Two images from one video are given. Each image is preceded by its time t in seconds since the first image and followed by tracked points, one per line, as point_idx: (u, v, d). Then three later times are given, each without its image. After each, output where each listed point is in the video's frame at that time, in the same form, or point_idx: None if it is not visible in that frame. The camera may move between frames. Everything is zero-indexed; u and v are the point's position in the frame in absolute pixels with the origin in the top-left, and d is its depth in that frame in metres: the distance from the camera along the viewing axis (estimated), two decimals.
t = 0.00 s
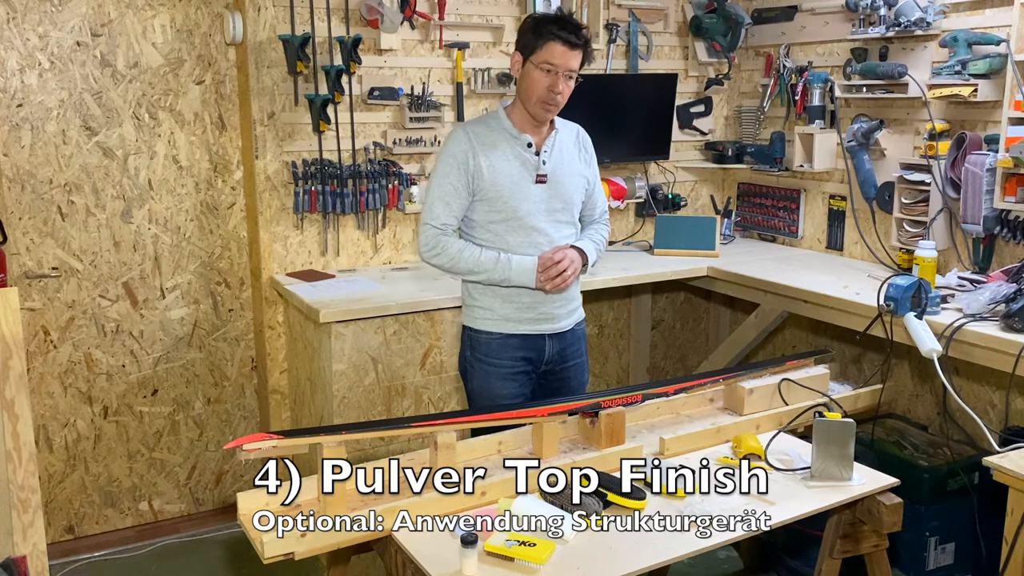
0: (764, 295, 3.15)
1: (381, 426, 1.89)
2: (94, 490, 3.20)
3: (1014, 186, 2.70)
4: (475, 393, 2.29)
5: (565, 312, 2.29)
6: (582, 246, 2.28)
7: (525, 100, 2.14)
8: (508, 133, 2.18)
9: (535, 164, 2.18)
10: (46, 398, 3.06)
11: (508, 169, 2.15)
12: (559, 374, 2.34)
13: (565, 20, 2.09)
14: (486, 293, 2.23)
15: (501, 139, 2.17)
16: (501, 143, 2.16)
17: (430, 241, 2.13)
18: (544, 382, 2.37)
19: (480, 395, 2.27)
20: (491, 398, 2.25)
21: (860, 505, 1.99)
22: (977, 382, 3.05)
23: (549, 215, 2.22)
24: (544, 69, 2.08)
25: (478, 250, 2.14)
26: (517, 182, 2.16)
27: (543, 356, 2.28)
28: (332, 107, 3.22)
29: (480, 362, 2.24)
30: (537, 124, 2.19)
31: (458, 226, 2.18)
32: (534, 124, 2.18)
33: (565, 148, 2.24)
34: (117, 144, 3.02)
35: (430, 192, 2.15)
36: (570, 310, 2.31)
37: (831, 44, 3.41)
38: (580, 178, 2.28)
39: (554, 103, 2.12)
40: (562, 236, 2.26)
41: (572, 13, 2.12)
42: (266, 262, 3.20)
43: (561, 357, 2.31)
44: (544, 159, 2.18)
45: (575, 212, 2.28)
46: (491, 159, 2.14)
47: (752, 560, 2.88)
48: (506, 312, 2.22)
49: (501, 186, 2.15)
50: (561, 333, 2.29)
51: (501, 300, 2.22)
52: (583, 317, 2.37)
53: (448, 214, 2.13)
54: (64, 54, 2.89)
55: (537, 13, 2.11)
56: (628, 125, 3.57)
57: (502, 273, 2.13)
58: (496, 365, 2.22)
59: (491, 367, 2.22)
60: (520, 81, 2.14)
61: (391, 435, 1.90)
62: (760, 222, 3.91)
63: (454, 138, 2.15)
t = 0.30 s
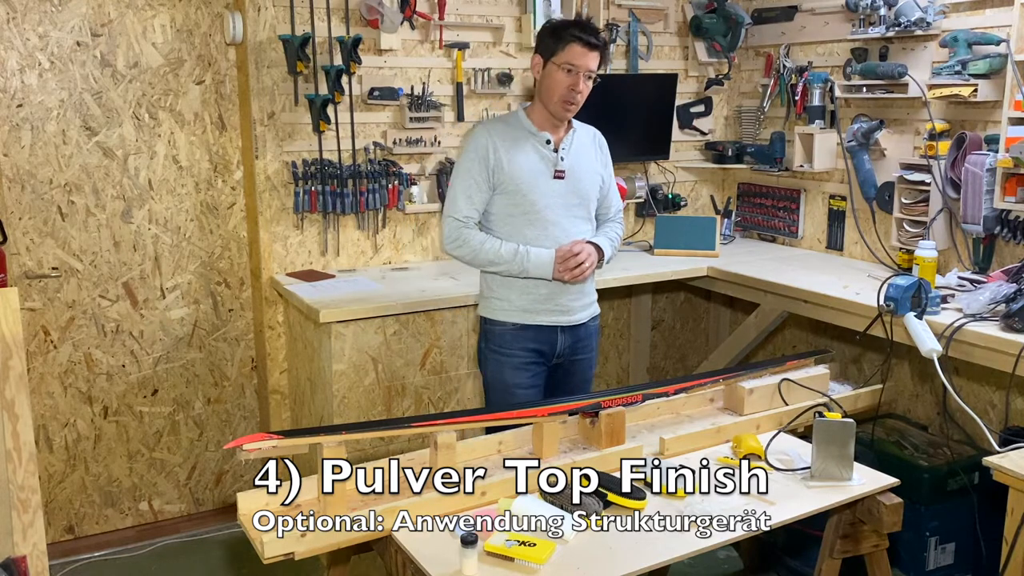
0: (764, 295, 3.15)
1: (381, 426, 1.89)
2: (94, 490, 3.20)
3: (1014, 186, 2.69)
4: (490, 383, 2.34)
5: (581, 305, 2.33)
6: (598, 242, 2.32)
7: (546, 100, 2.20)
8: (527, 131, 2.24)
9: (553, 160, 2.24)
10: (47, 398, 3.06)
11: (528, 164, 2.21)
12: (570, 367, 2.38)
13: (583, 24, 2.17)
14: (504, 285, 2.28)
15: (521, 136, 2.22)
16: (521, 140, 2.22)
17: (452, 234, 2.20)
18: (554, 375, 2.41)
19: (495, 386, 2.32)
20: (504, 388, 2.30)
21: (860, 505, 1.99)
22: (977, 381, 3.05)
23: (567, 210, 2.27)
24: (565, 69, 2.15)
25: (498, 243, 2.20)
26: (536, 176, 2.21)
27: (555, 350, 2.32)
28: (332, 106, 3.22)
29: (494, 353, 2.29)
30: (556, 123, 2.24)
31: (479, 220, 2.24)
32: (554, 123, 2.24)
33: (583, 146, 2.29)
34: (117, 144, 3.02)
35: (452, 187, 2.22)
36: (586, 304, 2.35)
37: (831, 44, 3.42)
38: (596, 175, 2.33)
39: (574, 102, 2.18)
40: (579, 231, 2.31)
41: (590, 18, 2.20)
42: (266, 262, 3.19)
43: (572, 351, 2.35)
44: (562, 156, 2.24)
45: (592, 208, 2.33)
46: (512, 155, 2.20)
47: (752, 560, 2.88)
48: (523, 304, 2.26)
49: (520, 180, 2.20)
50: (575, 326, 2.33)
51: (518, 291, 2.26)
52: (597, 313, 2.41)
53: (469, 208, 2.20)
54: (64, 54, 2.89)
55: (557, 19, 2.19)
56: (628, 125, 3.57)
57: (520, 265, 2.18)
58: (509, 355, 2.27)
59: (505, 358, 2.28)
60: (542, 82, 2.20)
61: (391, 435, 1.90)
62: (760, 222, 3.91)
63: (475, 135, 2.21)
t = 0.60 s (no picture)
0: (764, 295, 3.15)
1: (381, 426, 1.89)
2: (94, 490, 3.20)
3: (1014, 186, 2.69)
4: (495, 381, 2.35)
5: (587, 302, 2.32)
6: (605, 239, 2.32)
7: (554, 97, 2.21)
8: (534, 127, 2.25)
9: (561, 155, 2.25)
10: (47, 398, 3.06)
11: (536, 158, 2.22)
12: (574, 365, 2.39)
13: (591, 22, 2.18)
14: (510, 279, 2.27)
15: (529, 131, 2.24)
16: (530, 135, 2.23)
17: (461, 226, 2.20)
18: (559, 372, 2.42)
19: (500, 384, 2.33)
20: (509, 386, 2.31)
21: (860, 505, 1.99)
22: (977, 381, 3.05)
23: (574, 206, 2.27)
24: (574, 67, 2.16)
25: (505, 235, 2.19)
26: (544, 170, 2.22)
27: (561, 348, 2.32)
28: (332, 107, 3.22)
29: (499, 351, 2.30)
30: (563, 120, 2.26)
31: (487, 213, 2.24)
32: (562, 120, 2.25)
33: (589, 144, 2.31)
34: (117, 144, 3.02)
35: (461, 180, 2.23)
36: (592, 301, 2.35)
37: (831, 44, 3.42)
38: (602, 173, 2.34)
39: (583, 99, 2.19)
40: (586, 227, 2.31)
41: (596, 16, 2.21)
42: (266, 262, 3.19)
43: (577, 349, 2.35)
44: (569, 151, 2.25)
45: (599, 205, 2.34)
46: (520, 149, 2.21)
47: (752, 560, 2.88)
48: (529, 298, 2.26)
49: (528, 173, 2.21)
50: (581, 323, 2.33)
51: (524, 286, 2.26)
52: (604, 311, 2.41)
53: (478, 200, 2.20)
54: (64, 54, 2.89)
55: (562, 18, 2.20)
56: (628, 125, 3.57)
57: (527, 258, 2.17)
58: (514, 353, 2.28)
59: (510, 356, 2.28)
60: (550, 80, 2.21)
61: (391, 435, 1.90)
62: (760, 222, 3.91)
63: (484, 128, 2.23)
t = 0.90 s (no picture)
0: (765, 295, 3.15)
1: (381, 426, 1.89)
2: (94, 490, 3.20)
3: (1014, 186, 2.69)
4: (496, 381, 2.35)
5: (587, 302, 2.32)
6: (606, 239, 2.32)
7: (556, 96, 2.21)
8: (536, 126, 2.25)
9: (562, 155, 2.25)
10: (47, 398, 3.06)
11: (538, 158, 2.22)
12: (575, 365, 2.39)
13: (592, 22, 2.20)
14: (512, 278, 2.27)
15: (531, 131, 2.24)
16: (532, 134, 2.23)
17: (462, 224, 2.20)
18: (560, 372, 2.42)
19: (500, 384, 2.33)
20: (510, 387, 2.31)
21: (860, 505, 1.99)
22: (977, 381, 3.05)
23: (576, 205, 2.27)
24: (576, 65, 2.17)
25: (507, 234, 2.19)
26: (546, 170, 2.22)
27: (562, 348, 2.32)
28: (332, 106, 3.22)
29: (500, 350, 2.30)
30: (564, 119, 2.26)
31: (489, 212, 2.24)
32: (564, 119, 2.25)
33: (591, 144, 2.31)
34: (117, 144, 3.02)
35: (463, 179, 2.23)
36: (593, 301, 2.35)
37: (831, 44, 3.41)
38: (604, 173, 2.34)
39: (585, 96, 2.20)
40: (587, 227, 2.31)
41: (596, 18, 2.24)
42: (266, 262, 3.20)
43: (578, 349, 2.35)
44: (571, 151, 2.25)
45: (600, 205, 2.34)
46: (522, 148, 2.21)
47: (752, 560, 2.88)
48: (531, 297, 2.26)
49: (530, 172, 2.21)
50: (582, 323, 2.33)
51: (525, 285, 2.26)
52: (605, 311, 2.41)
53: (480, 199, 2.20)
54: (64, 54, 2.89)
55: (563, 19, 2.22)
56: (628, 124, 3.57)
57: (528, 257, 2.17)
58: (515, 353, 2.28)
59: (511, 356, 2.28)
60: (552, 79, 2.21)
61: (391, 435, 1.90)
62: (760, 222, 3.91)
63: (487, 127, 2.23)
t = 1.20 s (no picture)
0: (764, 295, 3.15)
1: (381, 426, 1.89)
2: (94, 489, 3.20)
3: (1014, 186, 2.69)
4: (496, 381, 2.35)
5: (588, 302, 2.32)
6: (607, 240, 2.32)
7: (561, 99, 2.21)
8: (538, 127, 2.25)
9: (564, 155, 2.25)
10: (47, 398, 3.06)
11: (539, 158, 2.22)
12: (575, 365, 2.39)
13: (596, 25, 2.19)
14: (512, 278, 2.28)
15: (533, 131, 2.24)
16: (533, 135, 2.23)
17: (463, 225, 2.20)
18: (560, 372, 2.42)
19: (501, 383, 2.33)
20: (510, 387, 2.31)
21: (860, 505, 1.99)
22: (977, 381, 3.05)
23: (577, 206, 2.27)
24: (582, 69, 2.16)
25: (508, 234, 2.19)
26: (547, 170, 2.22)
27: (562, 349, 2.32)
28: (332, 107, 3.22)
29: (500, 350, 2.30)
30: (568, 121, 2.25)
31: (490, 212, 2.24)
32: (567, 121, 2.25)
33: (593, 145, 2.31)
34: (117, 144, 3.02)
35: (464, 179, 2.23)
36: (594, 302, 2.35)
37: (831, 44, 3.41)
38: (605, 174, 2.34)
39: (590, 101, 2.20)
40: (588, 228, 2.31)
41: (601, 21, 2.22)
42: (266, 262, 3.20)
43: (579, 349, 2.35)
44: (572, 151, 2.25)
45: (601, 206, 2.34)
46: (523, 148, 2.21)
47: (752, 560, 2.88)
48: (531, 298, 2.26)
49: (531, 173, 2.21)
50: (582, 324, 2.33)
51: (526, 285, 2.26)
52: (606, 311, 2.40)
53: (481, 199, 2.21)
54: (64, 54, 2.89)
55: (568, 21, 2.20)
56: (628, 124, 3.57)
57: (529, 258, 2.17)
58: (515, 354, 2.28)
59: (511, 356, 2.28)
60: (556, 83, 2.21)
61: (391, 435, 1.90)
62: (760, 222, 3.91)
63: (488, 128, 2.23)
